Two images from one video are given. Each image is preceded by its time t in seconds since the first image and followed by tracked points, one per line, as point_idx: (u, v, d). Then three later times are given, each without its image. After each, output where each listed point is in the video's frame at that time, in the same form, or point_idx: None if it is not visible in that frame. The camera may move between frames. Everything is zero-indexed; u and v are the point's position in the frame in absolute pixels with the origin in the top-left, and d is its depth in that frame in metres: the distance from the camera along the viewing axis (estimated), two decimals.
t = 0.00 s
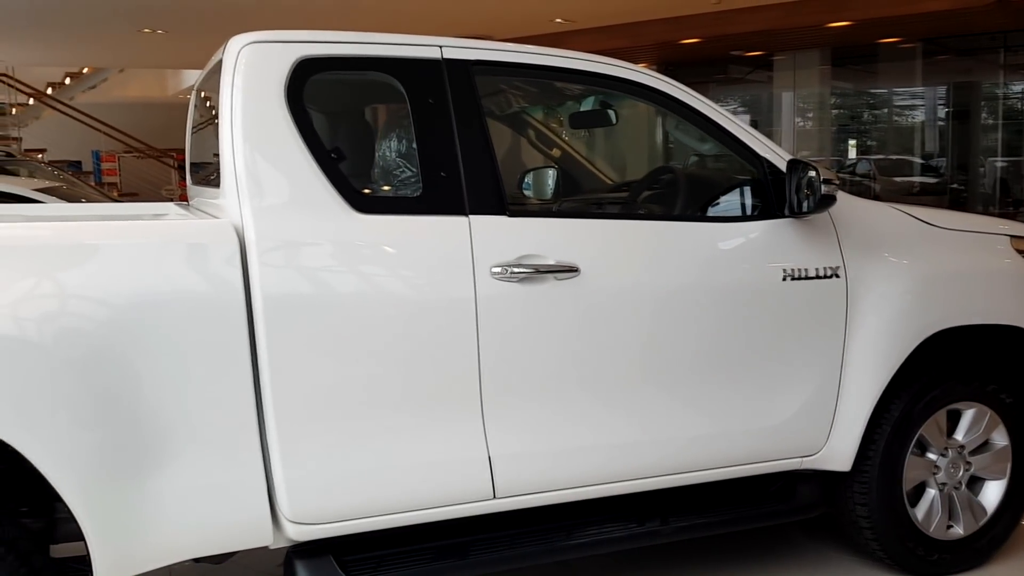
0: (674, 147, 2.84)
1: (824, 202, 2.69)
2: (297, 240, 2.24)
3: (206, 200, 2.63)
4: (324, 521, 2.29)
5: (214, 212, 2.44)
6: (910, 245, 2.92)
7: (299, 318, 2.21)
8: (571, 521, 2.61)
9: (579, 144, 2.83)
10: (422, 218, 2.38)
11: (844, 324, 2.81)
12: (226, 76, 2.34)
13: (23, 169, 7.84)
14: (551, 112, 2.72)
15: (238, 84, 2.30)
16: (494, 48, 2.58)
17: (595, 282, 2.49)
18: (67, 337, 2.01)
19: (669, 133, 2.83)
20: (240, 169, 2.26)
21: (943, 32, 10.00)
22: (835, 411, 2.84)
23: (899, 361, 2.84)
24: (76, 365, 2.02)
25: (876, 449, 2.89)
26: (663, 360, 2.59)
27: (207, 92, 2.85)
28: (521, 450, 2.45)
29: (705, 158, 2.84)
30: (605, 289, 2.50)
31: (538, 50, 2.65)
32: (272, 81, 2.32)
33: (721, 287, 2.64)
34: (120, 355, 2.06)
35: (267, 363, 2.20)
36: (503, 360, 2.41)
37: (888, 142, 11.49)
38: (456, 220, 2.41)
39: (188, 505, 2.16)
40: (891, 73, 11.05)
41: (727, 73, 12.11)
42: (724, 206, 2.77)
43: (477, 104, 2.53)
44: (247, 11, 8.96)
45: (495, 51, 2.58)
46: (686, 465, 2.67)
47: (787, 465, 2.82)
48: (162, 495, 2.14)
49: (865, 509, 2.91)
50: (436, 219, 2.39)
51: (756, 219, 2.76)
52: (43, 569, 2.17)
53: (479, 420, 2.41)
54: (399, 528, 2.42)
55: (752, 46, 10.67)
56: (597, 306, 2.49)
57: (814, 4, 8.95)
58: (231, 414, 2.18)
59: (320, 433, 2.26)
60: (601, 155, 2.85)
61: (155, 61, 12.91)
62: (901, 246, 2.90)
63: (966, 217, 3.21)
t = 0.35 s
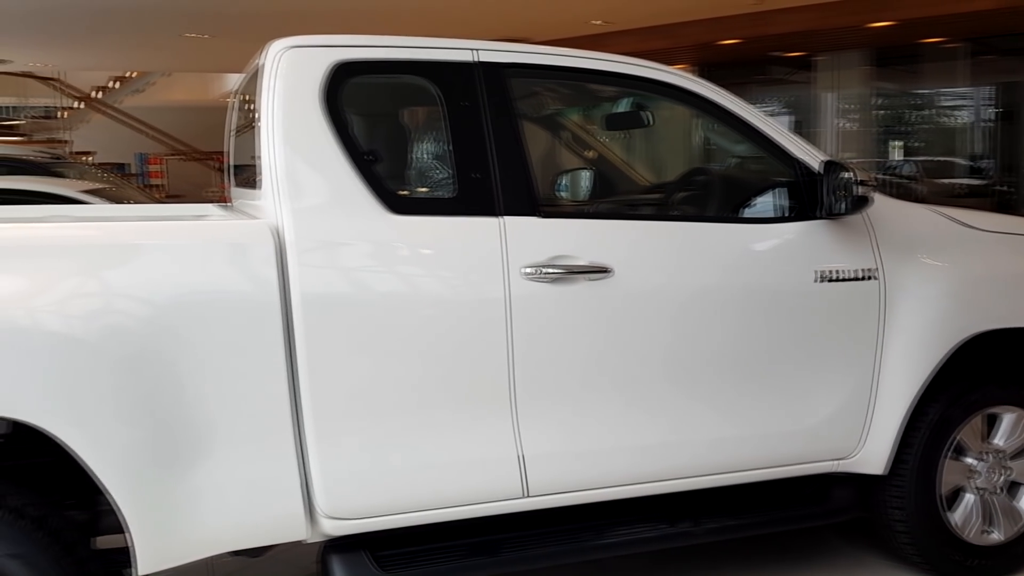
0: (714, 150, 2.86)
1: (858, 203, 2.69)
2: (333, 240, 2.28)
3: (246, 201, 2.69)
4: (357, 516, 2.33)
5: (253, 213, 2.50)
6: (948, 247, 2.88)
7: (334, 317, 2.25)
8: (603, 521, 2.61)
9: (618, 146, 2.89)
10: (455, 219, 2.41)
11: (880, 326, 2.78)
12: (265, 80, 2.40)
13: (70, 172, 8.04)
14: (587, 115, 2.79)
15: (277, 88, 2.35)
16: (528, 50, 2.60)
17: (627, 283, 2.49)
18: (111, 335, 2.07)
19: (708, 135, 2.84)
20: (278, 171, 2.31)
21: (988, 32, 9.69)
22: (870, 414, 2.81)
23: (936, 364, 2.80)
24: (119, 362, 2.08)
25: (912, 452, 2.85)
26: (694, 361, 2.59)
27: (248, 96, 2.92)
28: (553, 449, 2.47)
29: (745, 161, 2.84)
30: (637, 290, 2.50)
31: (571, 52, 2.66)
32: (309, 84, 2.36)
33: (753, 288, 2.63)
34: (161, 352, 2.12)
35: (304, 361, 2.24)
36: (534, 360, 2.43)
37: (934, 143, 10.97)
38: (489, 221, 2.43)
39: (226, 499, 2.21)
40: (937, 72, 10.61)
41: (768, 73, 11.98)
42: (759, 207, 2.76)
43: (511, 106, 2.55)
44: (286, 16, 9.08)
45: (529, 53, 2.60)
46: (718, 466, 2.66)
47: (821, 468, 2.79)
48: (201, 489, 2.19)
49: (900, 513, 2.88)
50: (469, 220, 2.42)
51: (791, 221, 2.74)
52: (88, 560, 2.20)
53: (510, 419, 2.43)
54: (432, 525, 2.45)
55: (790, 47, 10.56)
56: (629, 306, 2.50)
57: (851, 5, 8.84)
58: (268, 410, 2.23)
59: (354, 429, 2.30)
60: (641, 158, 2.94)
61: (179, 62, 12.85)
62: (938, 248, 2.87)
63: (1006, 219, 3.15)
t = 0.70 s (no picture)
0: (761, 151, 2.86)
1: (902, 205, 2.64)
2: (376, 237, 2.32)
3: (292, 199, 2.75)
4: (396, 508, 2.36)
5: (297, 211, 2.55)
6: (994, 250, 2.83)
7: (376, 312, 2.29)
8: (640, 519, 2.61)
9: (661, 148, 2.85)
10: (496, 218, 2.44)
11: (923, 329, 2.75)
12: (311, 80, 2.45)
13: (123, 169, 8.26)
14: (631, 116, 2.77)
15: (322, 88, 2.39)
16: (570, 50, 2.61)
17: (665, 283, 2.50)
18: (159, 327, 2.14)
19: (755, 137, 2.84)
20: (323, 169, 2.36)
21: None
22: (912, 418, 2.78)
23: (982, 369, 2.75)
24: (167, 353, 2.15)
25: (955, 457, 2.80)
26: (733, 361, 2.58)
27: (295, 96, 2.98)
28: (589, 446, 2.48)
29: (792, 162, 2.82)
30: (675, 289, 2.50)
31: (613, 52, 2.67)
32: (354, 84, 2.41)
33: (794, 289, 2.61)
34: (207, 344, 2.18)
35: (345, 355, 2.29)
36: (572, 357, 2.44)
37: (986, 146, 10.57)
38: (529, 220, 2.45)
39: (269, 489, 2.27)
40: (989, 72, 10.20)
41: (818, 74, 11.62)
42: (801, 208, 2.74)
43: (552, 106, 2.57)
44: (332, 17, 9.20)
45: (571, 53, 2.61)
46: (755, 468, 2.65)
47: (861, 472, 2.76)
48: (245, 478, 2.25)
49: (943, 519, 2.83)
50: (509, 219, 2.44)
51: (833, 222, 2.71)
52: (137, 545, 2.24)
53: (548, 415, 2.45)
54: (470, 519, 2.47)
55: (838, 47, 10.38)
56: (667, 305, 2.50)
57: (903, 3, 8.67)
58: (311, 403, 2.27)
59: (394, 423, 2.34)
60: (684, 161, 2.85)
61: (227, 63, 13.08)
62: (984, 251, 2.82)
63: None
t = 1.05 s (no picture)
0: (808, 147, 2.81)
1: (951, 201, 2.62)
2: (422, 230, 2.36)
3: (340, 193, 2.81)
4: (441, 497, 2.41)
5: (345, 204, 2.60)
6: None
7: (422, 305, 2.34)
8: (681, 512, 2.62)
9: (709, 143, 2.79)
10: (541, 212, 2.46)
11: (972, 327, 2.71)
12: (361, 75, 2.49)
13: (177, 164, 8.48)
14: (677, 110, 2.76)
15: (372, 83, 2.44)
16: (615, 45, 2.63)
17: (709, 277, 2.50)
18: (213, 315, 2.20)
19: (803, 133, 2.80)
20: (371, 164, 2.41)
21: None
22: (960, 417, 2.74)
23: None
24: (221, 341, 2.21)
25: (1005, 457, 2.75)
26: (776, 357, 2.58)
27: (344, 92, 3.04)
28: (631, 439, 2.50)
29: (841, 158, 2.80)
30: (719, 284, 2.51)
31: (659, 47, 2.68)
32: (403, 80, 2.45)
33: (839, 286, 2.59)
34: (260, 333, 2.24)
35: (392, 344, 2.34)
36: (615, 351, 2.47)
37: None
38: (573, 213, 2.47)
39: (317, 476, 2.32)
40: None
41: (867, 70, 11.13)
42: (848, 204, 2.72)
43: (598, 100, 2.59)
44: (378, 15, 9.30)
45: (616, 48, 2.63)
46: (798, 464, 2.63)
47: (906, 470, 2.73)
48: (294, 464, 2.31)
49: (990, 519, 2.79)
50: (553, 212, 2.47)
51: (881, 218, 2.68)
52: (189, 526, 2.32)
53: (590, 407, 2.47)
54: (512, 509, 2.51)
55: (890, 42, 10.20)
56: (711, 300, 2.51)
57: None
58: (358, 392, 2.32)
59: (438, 412, 2.38)
60: (732, 157, 2.80)
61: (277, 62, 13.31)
62: None
63: None
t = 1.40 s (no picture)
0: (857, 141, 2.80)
1: (1003, 193, 2.56)
2: (468, 221, 2.39)
3: (387, 185, 2.86)
4: (486, 484, 2.43)
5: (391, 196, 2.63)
6: None
7: (468, 295, 2.36)
8: (724, 505, 2.62)
9: (754, 136, 2.81)
10: (585, 203, 2.47)
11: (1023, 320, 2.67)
12: (408, 68, 2.52)
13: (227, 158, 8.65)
14: (723, 103, 2.75)
15: (419, 76, 2.47)
16: (660, 37, 2.63)
17: (754, 269, 2.50)
18: (265, 303, 2.25)
19: (852, 127, 2.78)
20: (418, 156, 2.44)
21: None
22: (1009, 411, 2.71)
23: None
24: (272, 329, 2.26)
25: None
26: (821, 350, 2.56)
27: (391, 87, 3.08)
28: (675, 431, 2.50)
29: (891, 151, 2.78)
30: (765, 277, 2.50)
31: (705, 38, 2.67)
32: (449, 73, 2.48)
33: (887, 278, 2.57)
34: (310, 321, 2.29)
35: (437, 334, 2.37)
36: (660, 342, 2.47)
37: None
38: (618, 205, 2.48)
39: (365, 462, 2.36)
40: None
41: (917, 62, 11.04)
42: (896, 196, 2.69)
43: (642, 92, 2.59)
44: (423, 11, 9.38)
45: (661, 40, 2.62)
46: (844, 458, 2.61)
47: (954, 465, 2.70)
48: (343, 451, 2.35)
49: None
50: (598, 204, 2.48)
51: (931, 210, 2.65)
52: (242, 510, 2.37)
53: (634, 398, 2.48)
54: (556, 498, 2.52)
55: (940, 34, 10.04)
56: (756, 292, 2.50)
57: None
58: (405, 380, 2.36)
59: (484, 401, 2.40)
60: (777, 150, 2.83)
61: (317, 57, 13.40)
62: None
63: None
